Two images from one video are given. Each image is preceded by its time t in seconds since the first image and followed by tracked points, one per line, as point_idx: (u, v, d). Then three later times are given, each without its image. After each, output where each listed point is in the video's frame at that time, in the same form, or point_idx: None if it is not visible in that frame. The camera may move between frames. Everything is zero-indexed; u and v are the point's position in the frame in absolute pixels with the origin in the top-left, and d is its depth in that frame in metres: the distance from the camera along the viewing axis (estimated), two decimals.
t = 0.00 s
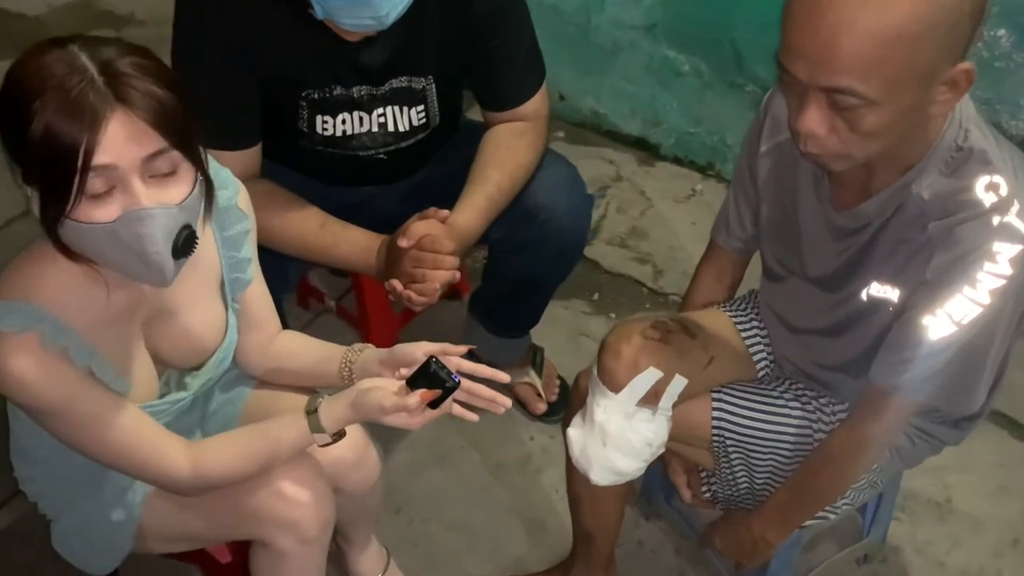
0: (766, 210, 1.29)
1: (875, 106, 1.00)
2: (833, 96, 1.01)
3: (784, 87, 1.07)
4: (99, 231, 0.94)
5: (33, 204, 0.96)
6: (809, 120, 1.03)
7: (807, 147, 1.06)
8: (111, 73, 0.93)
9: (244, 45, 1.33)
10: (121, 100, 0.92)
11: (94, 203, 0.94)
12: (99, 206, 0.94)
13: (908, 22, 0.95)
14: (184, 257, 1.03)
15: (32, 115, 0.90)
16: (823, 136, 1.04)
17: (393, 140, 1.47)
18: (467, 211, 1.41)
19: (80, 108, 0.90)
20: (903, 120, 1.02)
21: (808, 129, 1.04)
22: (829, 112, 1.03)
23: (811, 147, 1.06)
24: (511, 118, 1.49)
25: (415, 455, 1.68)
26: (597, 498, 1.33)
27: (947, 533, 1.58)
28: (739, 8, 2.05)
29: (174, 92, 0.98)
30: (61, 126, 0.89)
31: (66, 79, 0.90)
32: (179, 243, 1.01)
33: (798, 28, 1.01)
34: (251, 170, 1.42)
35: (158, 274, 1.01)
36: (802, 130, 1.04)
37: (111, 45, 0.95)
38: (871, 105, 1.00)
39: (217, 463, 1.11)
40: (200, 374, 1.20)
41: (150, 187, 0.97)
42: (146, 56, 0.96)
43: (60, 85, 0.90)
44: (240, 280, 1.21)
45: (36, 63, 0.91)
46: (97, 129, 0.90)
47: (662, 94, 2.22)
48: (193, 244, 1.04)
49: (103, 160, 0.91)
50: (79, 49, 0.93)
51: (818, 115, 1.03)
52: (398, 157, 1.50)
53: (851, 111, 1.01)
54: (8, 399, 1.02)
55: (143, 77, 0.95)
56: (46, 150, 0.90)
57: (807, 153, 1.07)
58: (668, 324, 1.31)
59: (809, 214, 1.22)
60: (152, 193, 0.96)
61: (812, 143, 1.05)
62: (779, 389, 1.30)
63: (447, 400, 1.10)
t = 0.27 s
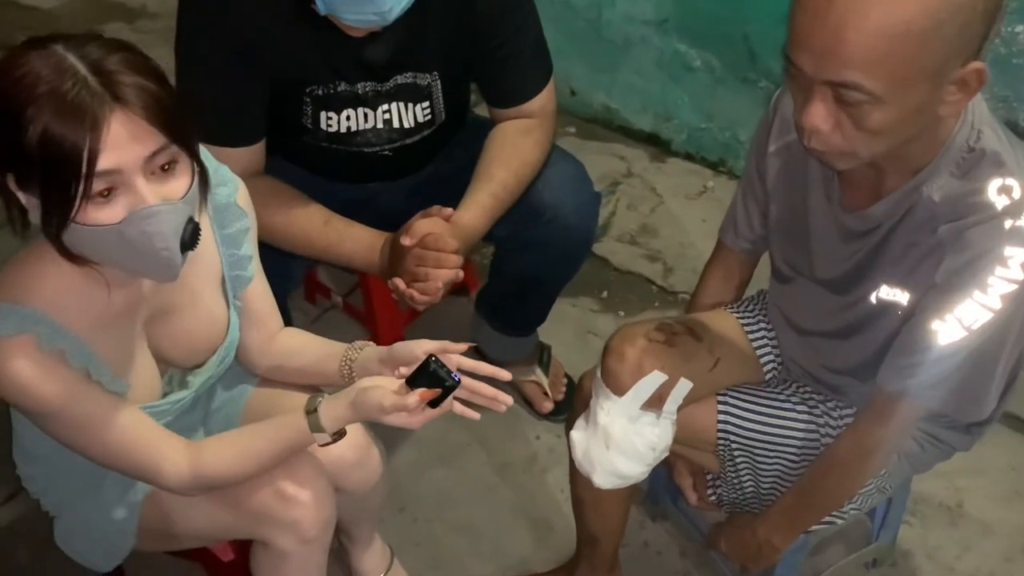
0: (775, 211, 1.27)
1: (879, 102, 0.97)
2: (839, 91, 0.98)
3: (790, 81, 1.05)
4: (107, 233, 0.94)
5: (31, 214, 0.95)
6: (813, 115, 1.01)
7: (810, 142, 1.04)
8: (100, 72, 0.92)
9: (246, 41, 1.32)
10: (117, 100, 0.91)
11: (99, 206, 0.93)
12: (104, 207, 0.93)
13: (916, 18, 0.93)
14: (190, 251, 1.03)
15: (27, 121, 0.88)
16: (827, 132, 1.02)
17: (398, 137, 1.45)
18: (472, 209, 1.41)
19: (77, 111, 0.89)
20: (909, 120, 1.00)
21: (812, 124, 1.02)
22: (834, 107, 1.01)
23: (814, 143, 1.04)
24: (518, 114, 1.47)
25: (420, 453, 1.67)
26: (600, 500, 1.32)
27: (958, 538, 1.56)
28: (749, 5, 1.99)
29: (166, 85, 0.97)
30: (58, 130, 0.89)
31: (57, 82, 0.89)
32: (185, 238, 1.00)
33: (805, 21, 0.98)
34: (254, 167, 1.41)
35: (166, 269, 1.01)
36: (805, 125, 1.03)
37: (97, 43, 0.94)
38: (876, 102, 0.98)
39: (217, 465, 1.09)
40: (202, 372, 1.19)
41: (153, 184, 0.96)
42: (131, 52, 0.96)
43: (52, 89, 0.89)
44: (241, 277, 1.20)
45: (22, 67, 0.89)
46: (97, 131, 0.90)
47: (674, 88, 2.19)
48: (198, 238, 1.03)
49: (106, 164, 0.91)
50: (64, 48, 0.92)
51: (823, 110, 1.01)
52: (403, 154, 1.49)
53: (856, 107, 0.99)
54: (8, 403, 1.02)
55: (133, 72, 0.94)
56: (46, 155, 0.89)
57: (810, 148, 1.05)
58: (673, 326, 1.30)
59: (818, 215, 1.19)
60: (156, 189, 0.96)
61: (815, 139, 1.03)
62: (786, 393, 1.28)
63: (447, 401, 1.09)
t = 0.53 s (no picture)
0: (784, 209, 1.25)
1: (895, 92, 0.95)
2: (852, 80, 0.96)
3: (800, 73, 1.03)
4: (103, 234, 0.93)
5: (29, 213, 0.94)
6: (825, 108, 0.98)
7: (821, 137, 1.01)
8: (97, 72, 0.91)
9: (248, 36, 1.30)
10: (112, 100, 0.91)
11: (96, 208, 0.93)
12: (99, 210, 0.93)
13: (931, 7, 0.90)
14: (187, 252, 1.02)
15: (22, 122, 0.88)
16: (839, 126, 0.99)
17: (403, 133, 1.44)
18: (476, 206, 1.40)
19: (72, 112, 0.89)
20: (927, 110, 0.97)
21: (824, 118, 0.99)
22: (846, 100, 0.98)
23: (826, 138, 1.01)
24: (524, 110, 1.46)
25: (427, 450, 1.67)
26: (606, 499, 1.30)
27: (970, 539, 1.53)
28: None
29: (163, 85, 0.96)
30: (53, 131, 0.88)
31: (53, 82, 0.89)
32: (181, 239, 1.00)
33: (817, 10, 0.96)
34: (257, 165, 1.40)
35: (163, 272, 1.00)
36: (817, 118, 1.00)
37: (94, 43, 0.93)
38: (890, 92, 0.95)
39: (216, 463, 1.09)
40: (204, 370, 1.18)
41: (149, 186, 0.95)
42: (128, 51, 0.95)
43: (47, 90, 0.88)
44: (242, 275, 1.19)
45: (19, 68, 0.89)
46: (92, 132, 0.89)
47: (684, 82, 2.17)
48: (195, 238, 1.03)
49: (102, 166, 0.90)
50: (61, 49, 0.91)
51: (835, 103, 0.98)
52: (409, 150, 1.48)
53: (870, 98, 0.96)
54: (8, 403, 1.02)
55: (129, 72, 0.93)
56: (40, 157, 0.88)
57: (823, 145, 1.02)
58: (680, 326, 1.28)
59: (828, 213, 1.18)
60: (152, 190, 0.95)
61: (827, 133, 1.00)
62: (794, 393, 1.26)
63: (447, 401, 1.08)
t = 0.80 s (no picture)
0: (798, 203, 1.24)
1: (917, 81, 0.93)
2: (873, 68, 0.94)
3: (817, 63, 1.01)
4: (105, 234, 0.93)
5: (33, 211, 0.94)
6: (845, 100, 0.96)
7: (840, 129, 0.99)
8: (102, 71, 0.90)
9: (255, 29, 1.29)
10: (116, 99, 0.90)
11: (99, 207, 0.92)
12: (103, 209, 0.92)
13: None
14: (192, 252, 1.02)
15: (25, 121, 0.88)
16: (860, 118, 0.97)
17: (411, 128, 1.43)
18: (485, 201, 1.39)
19: (75, 111, 0.88)
20: (950, 99, 0.95)
21: (843, 109, 0.97)
22: (867, 90, 0.96)
23: (845, 130, 0.99)
24: (535, 104, 1.45)
25: (438, 446, 1.66)
26: (617, 497, 1.29)
27: (987, 536, 1.50)
28: None
29: (168, 84, 0.96)
30: (56, 130, 0.87)
31: (57, 81, 0.88)
32: (186, 239, 0.99)
33: None
34: (266, 161, 1.40)
35: (167, 271, 1.00)
36: (836, 110, 0.97)
37: (99, 41, 0.93)
38: (913, 81, 0.93)
39: (224, 460, 1.09)
40: (212, 367, 1.18)
41: (153, 185, 0.94)
42: (134, 49, 0.94)
43: (50, 88, 0.88)
44: (249, 272, 1.18)
45: (23, 66, 0.88)
46: (94, 132, 0.88)
47: (697, 75, 2.23)
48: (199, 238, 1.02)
49: (104, 165, 0.89)
50: (65, 47, 0.90)
51: (855, 93, 0.96)
52: (418, 145, 1.47)
53: (894, 85, 0.94)
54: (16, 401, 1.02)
55: (133, 71, 0.92)
56: (43, 157, 0.88)
57: (842, 138, 1.00)
58: (691, 323, 1.27)
59: (842, 208, 1.16)
60: (156, 190, 0.94)
61: (847, 125, 0.98)
62: (807, 390, 1.25)
63: (454, 400, 1.07)
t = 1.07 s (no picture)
0: (810, 200, 1.23)
1: (932, 77, 0.92)
2: (887, 64, 0.93)
3: (830, 58, 1.00)
4: (112, 233, 0.93)
5: (43, 208, 0.94)
6: (857, 96, 0.95)
7: (853, 125, 0.98)
8: (110, 69, 0.90)
9: (264, 26, 1.29)
10: (123, 98, 0.90)
11: (106, 205, 0.92)
12: (111, 207, 0.92)
13: None
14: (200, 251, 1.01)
15: (34, 119, 0.88)
16: (873, 114, 0.96)
17: (421, 125, 1.43)
18: (494, 197, 1.39)
19: (82, 110, 0.88)
20: (965, 95, 0.94)
21: (857, 106, 0.96)
22: (880, 86, 0.95)
23: (858, 127, 0.98)
24: (545, 100, 1.44)
25: (449, 442, 1.66)
26: (627, 495, 1.29)
27: (1000, 534, 1.49)
28: None
29: (178, 83, 0.95)
30: (65, 128, 0.88)
31: (65, 79, 0.88)
32: (194, 238, 0.99)
33: None
34: (276, 158, 1.40)
35: (174, 271, 1.00)
36: (849, 106, 0.97)
37: (109, 39, 0.93)
38: (928, 77, 0.92)
39: (235, 458, 1.09)
40: (223, 364, 1.17)
41: (161, 184, 0.94)
42: (144, 48, 0.94)
43: (59, 86, 0.88)
44: (259, 270, 1.19)
45: (33, 64, 0.89)
46: (101, 131, 0.88)
47: (708, 69, 2.21)
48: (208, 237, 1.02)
49: (112, 164, 0.89)
50: (75, 45, 0.90)
51: (868, 90, 0.95)
52: (427, 142, 1.47)
53: (907, 82, 0.93)
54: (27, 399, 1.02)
55: (141, 69, 0.92)
56: (52, 155, 0.88)
57: (855, 134, 1.00)
58: (702, 321, 1.27)
59: (855, 204, 1.15)
60: (163, 189, 0.94)
61: (859, 122, 0.97)
62: (819, 388, 1.24)
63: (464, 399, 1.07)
